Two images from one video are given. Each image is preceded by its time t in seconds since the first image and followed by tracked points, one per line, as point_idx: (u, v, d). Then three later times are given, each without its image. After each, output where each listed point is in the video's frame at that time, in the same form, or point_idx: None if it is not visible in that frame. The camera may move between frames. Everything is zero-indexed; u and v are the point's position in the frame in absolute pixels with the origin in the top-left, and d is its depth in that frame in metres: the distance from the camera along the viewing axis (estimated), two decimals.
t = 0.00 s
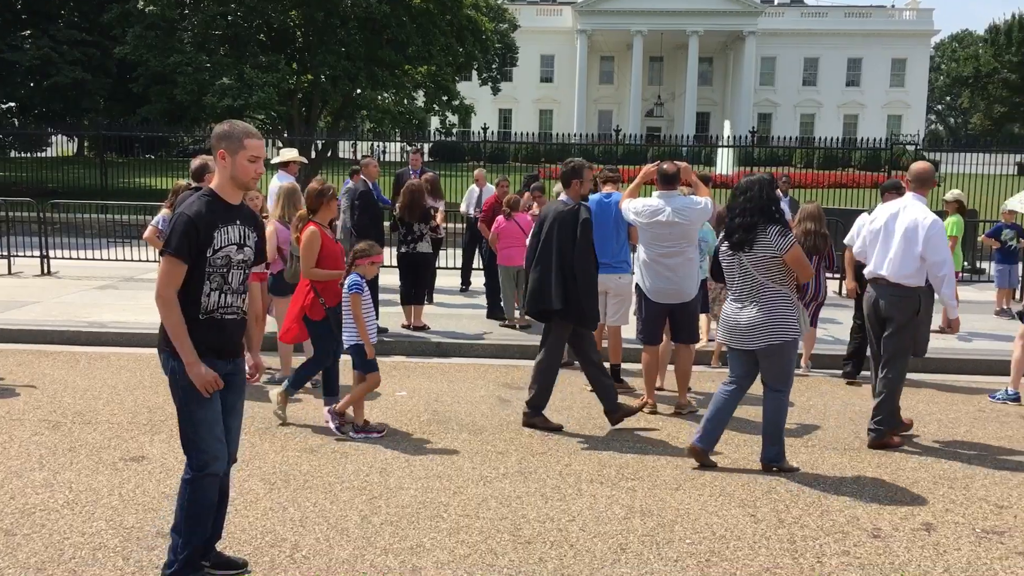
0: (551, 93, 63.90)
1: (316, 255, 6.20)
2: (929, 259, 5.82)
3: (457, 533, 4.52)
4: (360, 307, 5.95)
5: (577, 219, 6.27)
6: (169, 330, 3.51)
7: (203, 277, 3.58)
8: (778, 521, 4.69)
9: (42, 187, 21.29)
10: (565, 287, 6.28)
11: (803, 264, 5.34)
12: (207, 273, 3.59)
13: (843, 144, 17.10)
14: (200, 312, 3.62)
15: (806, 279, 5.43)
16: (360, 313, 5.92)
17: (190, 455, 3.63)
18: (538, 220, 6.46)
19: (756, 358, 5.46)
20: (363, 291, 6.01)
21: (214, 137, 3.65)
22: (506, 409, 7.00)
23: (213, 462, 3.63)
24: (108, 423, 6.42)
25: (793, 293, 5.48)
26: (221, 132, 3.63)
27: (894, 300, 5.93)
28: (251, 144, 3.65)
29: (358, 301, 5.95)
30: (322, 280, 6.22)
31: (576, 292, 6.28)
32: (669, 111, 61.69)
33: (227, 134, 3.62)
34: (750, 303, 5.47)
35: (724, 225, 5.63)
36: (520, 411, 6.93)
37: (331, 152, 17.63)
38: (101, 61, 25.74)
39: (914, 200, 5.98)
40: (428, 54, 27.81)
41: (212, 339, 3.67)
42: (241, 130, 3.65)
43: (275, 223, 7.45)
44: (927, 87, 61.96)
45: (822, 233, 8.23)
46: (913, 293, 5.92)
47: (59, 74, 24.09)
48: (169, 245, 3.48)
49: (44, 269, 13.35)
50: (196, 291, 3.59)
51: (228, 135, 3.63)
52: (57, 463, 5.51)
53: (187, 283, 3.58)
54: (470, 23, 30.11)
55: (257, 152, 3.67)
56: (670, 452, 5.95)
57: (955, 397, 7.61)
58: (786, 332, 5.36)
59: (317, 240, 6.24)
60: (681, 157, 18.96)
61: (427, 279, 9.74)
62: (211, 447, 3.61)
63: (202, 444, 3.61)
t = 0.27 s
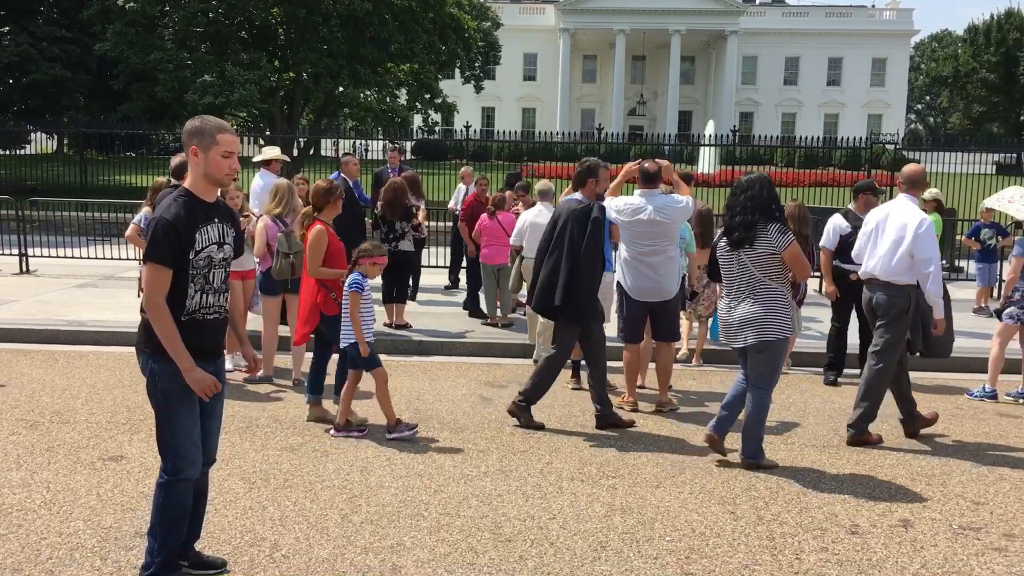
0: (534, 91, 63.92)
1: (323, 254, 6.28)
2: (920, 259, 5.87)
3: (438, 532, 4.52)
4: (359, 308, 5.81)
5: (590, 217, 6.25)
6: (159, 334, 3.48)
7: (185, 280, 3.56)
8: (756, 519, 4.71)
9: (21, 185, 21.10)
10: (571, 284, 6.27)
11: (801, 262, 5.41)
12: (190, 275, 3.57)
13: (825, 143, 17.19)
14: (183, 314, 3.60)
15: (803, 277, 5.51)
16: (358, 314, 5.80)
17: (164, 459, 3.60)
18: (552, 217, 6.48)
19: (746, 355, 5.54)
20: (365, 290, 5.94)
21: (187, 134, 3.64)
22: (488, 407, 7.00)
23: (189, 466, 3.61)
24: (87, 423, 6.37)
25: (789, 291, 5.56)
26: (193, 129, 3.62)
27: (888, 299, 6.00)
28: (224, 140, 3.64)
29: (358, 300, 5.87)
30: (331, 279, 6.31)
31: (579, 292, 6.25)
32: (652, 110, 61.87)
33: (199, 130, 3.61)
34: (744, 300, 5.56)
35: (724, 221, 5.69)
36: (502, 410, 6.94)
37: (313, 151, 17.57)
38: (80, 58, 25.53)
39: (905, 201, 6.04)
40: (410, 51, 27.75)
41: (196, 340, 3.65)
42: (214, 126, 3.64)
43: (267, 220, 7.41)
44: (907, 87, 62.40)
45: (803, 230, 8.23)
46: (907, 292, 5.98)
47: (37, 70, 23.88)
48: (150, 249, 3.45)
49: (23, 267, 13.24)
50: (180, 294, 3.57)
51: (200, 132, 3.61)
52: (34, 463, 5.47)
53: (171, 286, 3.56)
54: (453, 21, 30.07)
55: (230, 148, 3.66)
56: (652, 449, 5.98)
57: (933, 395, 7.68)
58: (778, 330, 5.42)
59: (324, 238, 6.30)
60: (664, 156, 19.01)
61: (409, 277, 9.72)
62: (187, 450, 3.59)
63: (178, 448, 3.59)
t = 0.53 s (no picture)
0: (523, 93, 63.97)
1: (340, 258, 6.15)
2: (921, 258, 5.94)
3: (425, 533, 4.52)
4: (378, 312, 5.86)
5: (604, 218, 6.25)
6: (135, 342, 3.47)
7: (167, 287, 3.56)
8: (743, 519, 4.73)
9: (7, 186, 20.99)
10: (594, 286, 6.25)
11: (799, 265, 5.38)
12: (172, 283, 3.57)
13: (812, 144, 17.26)
14: (166, 322, 3.60)
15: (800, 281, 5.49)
16: (375, 317, 5.84)
17: (150, 464, 3.59)
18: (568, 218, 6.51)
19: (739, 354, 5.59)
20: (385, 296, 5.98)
21: (170, 137, 3.61)
22: (476, 409, 7.00)
23: (174, 472, 3.59)
24: (74, 425, 6.34)
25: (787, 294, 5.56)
26: (177, 132, 3.59)
27: (898, 300, 6.07)
28: (208, 144, 3.60)
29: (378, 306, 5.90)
30: (348, 284, 6.17)
31: (600, 293, 6.24)
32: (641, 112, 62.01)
33: (183, 134, 3.58)
34: (739, 299, 5.59)
35: (726, 222, 5.71)
36: (491, 411, 6.94)
37: (302, 152, 17.53)
38: (67, 59, 25.41)
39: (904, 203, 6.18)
40: (399, 53, 27.75)
41: (179, 347, 3.65)
42: (198, 129, 3.60)
43: (260, 221, 7.42)
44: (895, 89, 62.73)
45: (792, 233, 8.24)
46: (915, 293, 6.04)
47: (23, 71, 23.76)
48: (131, 256, 3.44)
49: (8, 269, 13.16)
50: (161, 302, 3.57)
51: (183, 135, 3.59)
52: (20, 466, 5.44)
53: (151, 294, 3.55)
54: (442, 22, 30.07)
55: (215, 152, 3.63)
56: (640, 450, 5.99)
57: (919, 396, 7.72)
58: (770, 332, 5.44)
59: (342, 243, 6.18)
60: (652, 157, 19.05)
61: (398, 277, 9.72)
62: (172, 456, 3.58)
63: (164, 453, 3.58)
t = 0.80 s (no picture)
0: (521, 96, 64.03)
1: (370, 260, 6.05)
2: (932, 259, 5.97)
3: (422, 537, 4.52)
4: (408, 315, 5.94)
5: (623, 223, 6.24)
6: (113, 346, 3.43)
7: (163, 293, 3.55)
8: (740, 523, 4.73)
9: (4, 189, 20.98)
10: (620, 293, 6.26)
11: (809, 272, 5.39)
12: (168, 289, 3.56)
13: (809, 148, 17.28)
14: (163, 328, 3.60)
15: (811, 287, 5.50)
16: (406, 320, 5.91)
17: (147, 471, 3.58)
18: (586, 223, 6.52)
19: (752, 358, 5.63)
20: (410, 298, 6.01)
21: (165, 142, 3.62)
22: (474, 412, 7.00)
23: (172, 478, 3.59)
24: (70, 429, 6.34)
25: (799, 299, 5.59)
26: (171, 137, 3.61)
27: (912, 300, 6.14)
28: (204, 148, 3.63)
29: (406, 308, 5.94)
30: (377, 287, 6.10)
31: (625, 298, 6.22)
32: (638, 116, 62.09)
33: (178, 138, 3.60)
34: (754, 304, 5.63)
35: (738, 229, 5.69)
36: (488, 415, 6.94)
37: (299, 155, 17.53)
38: (64, 62, 25.42)
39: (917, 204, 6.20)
40: (396, 57, 27.78)
41: (176, 353, 3.64)
42: (193, 133, 3.63)
43: (253, 225, 7.43)
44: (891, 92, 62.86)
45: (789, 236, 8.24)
46: (929, 294, 6.08)
47: (20, 75, 23.75)
48: (124, 263, 3.43)
49: (5, 272, 13.15)
50: (157, 308, 3.56)
51: (178, 140, 3.60)
52: (16, 470, 5.43)
53: (147, 300, 3.55)
54: (439, 26, 30.12)
55: (210, 156, 3.65)
56: (637, 454, 6.00)
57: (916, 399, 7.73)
58: (783, 338, 5.50)
59: (373, 244, 6.06)
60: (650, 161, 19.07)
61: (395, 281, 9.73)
62: (169, 462, 3.57)
63: (161, 460, 3.57)
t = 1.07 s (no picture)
0: (525, 100, 64.09)
1: (395, 263, 6.03)
2: (962, 264, 5.92)
3: (426, 540, 4.52)
4: (436, 320, 5.92)
5: (656, 231, 6.25)
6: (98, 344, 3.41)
7: (169, 295, 3.56)
8: (744, 526, 4.73)
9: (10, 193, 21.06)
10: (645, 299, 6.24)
11: (834, 273, 5.46)
12: (174, 292, 3.58)
13: (815, 151, 17.26)
14: (169, 331, 3.61)
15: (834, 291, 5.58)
16: (435, 325, 5.89)
17: (149, 474, 3.59)
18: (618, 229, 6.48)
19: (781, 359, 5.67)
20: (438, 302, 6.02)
21: (165, 146, 3.62)
22: (477, 415, 7.01)
23: (173, 481, 3.59)
24: (75, 432, 6.35)
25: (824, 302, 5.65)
26: (171, 141, 3.60)
27: (939, 305, 6.06)
28: (204, 150, 3.62)
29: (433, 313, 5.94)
30: (400, 289, 6.09)
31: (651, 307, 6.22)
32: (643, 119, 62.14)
33: (178, 142, 3.59)
34: (779, 307, 5.67)
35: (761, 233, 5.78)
36: (490, 418, 6.93)
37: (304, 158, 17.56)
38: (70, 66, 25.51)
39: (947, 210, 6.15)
40: (401, 60, 27.81)
41: (182, 354, 3.64)
42: (193, 136, 3.62)
43: (251, 227, 7.42)
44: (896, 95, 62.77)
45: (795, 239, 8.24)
46: (955, 300, 6.02)
47: (26, 78, 23.85)
48: (125, 265, 3.44)
49: (11, 276, 13.19)
50: (163, 310, 3.58)
51: (179, 143, 3.60)
52: (21, 472, 5.44)
53: (152, 302, 3.56)
54: (444, 29, 30.17)
55: (212, 158, 3.64)
56: (640, 457, 5.99)
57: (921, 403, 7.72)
58: (811, 339, 5.53)
59: (398, 246, 6.02)
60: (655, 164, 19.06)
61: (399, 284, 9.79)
62: (171, 465, 3.58)
63: (164, 463, 3.57)
